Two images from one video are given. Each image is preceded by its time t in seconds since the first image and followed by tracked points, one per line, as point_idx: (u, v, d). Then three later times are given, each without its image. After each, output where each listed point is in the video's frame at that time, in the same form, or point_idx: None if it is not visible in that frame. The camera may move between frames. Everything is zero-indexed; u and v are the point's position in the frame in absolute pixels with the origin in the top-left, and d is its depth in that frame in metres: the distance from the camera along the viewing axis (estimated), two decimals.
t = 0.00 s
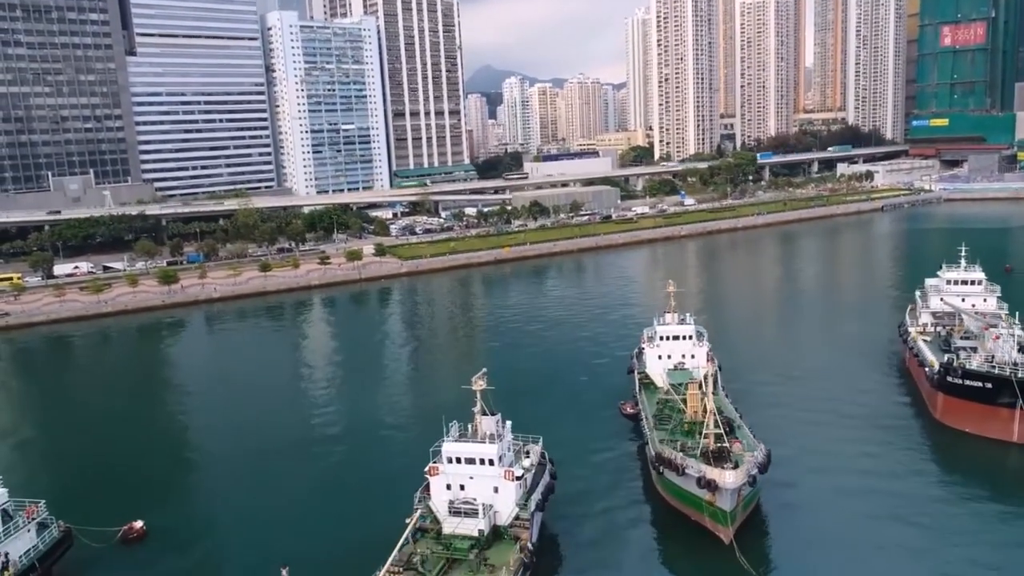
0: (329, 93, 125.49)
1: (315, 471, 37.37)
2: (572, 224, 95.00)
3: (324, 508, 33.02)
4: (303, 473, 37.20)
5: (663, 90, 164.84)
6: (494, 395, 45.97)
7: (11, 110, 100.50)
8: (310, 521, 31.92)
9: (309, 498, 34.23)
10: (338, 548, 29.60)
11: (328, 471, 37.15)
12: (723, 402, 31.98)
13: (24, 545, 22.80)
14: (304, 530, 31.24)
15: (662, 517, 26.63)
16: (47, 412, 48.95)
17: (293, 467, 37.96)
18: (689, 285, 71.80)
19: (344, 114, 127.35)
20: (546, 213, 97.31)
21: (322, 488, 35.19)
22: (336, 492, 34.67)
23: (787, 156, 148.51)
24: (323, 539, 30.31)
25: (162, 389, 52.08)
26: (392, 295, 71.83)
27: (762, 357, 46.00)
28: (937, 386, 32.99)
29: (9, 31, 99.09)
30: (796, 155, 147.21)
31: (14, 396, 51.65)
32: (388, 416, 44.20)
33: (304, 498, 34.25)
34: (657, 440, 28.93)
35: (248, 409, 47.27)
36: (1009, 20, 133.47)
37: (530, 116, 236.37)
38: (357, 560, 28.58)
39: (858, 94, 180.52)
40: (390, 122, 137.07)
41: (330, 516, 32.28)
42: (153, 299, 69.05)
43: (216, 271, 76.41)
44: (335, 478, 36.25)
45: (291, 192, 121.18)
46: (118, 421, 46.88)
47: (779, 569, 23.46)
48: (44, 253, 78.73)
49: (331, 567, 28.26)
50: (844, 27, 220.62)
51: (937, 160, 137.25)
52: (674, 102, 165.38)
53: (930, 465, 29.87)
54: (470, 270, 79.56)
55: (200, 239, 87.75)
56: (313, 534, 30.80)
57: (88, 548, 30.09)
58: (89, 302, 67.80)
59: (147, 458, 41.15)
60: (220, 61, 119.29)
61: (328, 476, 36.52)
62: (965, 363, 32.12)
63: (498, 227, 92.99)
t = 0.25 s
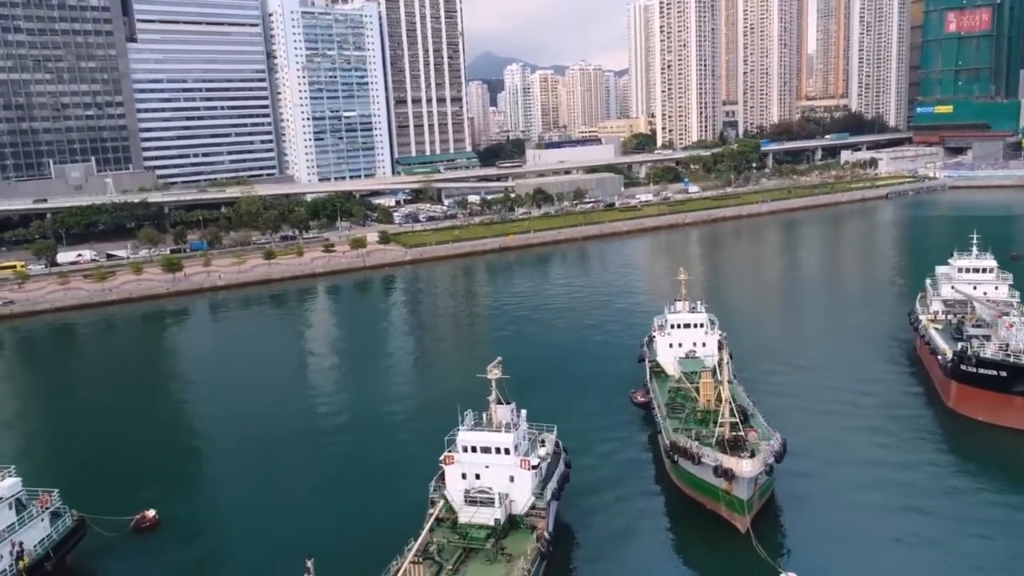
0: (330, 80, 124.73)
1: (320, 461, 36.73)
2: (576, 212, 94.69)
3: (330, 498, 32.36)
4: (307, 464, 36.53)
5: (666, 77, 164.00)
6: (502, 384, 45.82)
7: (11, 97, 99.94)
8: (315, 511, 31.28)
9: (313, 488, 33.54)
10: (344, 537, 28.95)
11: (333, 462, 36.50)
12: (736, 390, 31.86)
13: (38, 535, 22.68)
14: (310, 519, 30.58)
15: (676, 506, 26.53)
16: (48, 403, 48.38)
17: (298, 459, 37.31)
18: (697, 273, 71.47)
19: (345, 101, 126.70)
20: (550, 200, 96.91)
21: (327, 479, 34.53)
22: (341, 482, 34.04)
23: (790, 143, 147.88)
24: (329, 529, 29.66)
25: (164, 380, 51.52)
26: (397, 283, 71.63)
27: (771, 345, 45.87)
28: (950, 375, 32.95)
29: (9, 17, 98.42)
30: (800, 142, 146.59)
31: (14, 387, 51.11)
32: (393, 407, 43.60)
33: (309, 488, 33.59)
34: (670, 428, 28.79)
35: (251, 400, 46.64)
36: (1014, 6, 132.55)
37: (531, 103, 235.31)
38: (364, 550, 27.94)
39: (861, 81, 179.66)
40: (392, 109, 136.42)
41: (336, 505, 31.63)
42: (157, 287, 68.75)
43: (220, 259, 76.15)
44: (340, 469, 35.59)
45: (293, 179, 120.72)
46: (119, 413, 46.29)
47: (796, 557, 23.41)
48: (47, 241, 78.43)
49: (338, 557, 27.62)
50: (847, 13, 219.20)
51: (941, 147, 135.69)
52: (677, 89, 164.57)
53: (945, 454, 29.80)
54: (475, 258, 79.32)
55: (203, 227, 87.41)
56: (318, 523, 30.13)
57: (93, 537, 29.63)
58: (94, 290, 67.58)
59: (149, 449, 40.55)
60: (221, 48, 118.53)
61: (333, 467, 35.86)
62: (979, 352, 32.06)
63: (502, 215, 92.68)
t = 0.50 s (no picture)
0: (332, 64, 123.88)
1: (323, 451, 36.07)
2: (580, 198, 94.36)
3: (333, 487, 31.66)
4: (310, 453, 35.91)
5: (669, 62, 163.12)
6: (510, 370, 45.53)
7: (12, 82, 99.28)
8: (319, 499, 30.63)
9: (315, 478, 32.82)
10: (351, 525, 28.30)
11: (336, 453, 35.82)
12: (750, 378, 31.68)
13: (55, 523, 22.61)
14: (313, 508, 29.90)
15: (694, 494, 26.39)
16: (51, 391, 48.13)
17: (299, 448, 36.63)
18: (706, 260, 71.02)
19: (347, 86, 125.98)
20: (554, 185, 96.56)
21: (330, 468, 33.89)
22: (344, 471, 33.32)
23: (794, 128, 147.29)
24: (335, 517, 29.02)
25: (166, 368, 50.97)
26: (402, 269, 71.42)
27: (782, 331, 45.72)
28: (965, 362, 32.82)
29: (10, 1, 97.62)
30: (804, 128, 146.01)
31: (14, 376, 50.69)
32: (397, 396, 43.03)
33: (310, 478, 32.90)
34: (686, 416, 28.60)
35: (252, 389, 46.15)
36: None
37: (533, 88, 234.26)
38: (372, 538, 27.31)
39: (865, 66, 178.74)
40: (394, 94, 135.70)
41: (339, 494, 30.95)
42: (162, 273, 68.52)
43: (225, 245, 75.89)
44: (343, 458, 34.95)
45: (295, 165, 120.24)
46: (120, 401, 45.78)
47: (816, 545, 23.35)
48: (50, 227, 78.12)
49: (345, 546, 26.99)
50: None
51: (946, 133, 136.79)
52: (681, 74, 163.75)
53: (961, 440, 29.68)
54: (480, 244, 79.09)
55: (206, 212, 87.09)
56: (322, 512, 29.44)
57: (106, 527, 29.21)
58: (99, 277, 67.35)
59: (150, 439, 39.98)
60: (222, 32, 117.67)
61: (335, 457, 35.17)
62: (995, 338, 31.92)
63: (506, 201, 92.34)
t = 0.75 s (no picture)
0: (334, 51, 123.01)
1: (326, 443, 35.54)
2: (584, 185, 94.00)
3: (337, 479, 31.14)
4: (313, 445, 35.38)
5: (672, 49, 162.14)
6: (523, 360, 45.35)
7: (12, 69, 98.70)
8: (324, 491, 30.09)
9: (319, 469, 32.30)
10: (358, 517, 27.82)
11: (339, 441, 35.65)
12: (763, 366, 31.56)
13: (69, 512, 22.50)
14: (317, 500, 29.39)
15: (708, 482, 26.30)
16: (55, 379, 47.99)
17: (301, 440, 36.09)
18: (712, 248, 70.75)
19: (349, 73, 125.21)
20: (559, 173, 96.14)
21: (333, 459, 33.36)
22: (347, 463, 32.79)
23: (797, 115, 146.57)
24: (341, 509, 28.52)
25: (168, 358, 50.50)
26: (406, 257, 71.22)
27: (791, 318, 45.61)
28: (978, 349, 32.76)
29: None
30: (807, 114, 145.31)
31: (16, 365, 50.33)
32: (401, 387, 42.51)
33: (313, 470, 32.36)
34: (699, 404, 28.47)
35: (255, 379, 45.66)
36: None
37: (535, 75, 233.00)
38: (381, 530, 26.82)
39: (868, 52, 177.75)
40: (396, 81, 134.95)
41: (344, 486, 30.43)
42: (166, 261, 68.28)
43: (229, 233, 75.62)
44: (346, 450, 34.42)
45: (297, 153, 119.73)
46: (122, 392, 45.31)
47: (834, 533, 23.27)
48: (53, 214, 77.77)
49: (353, 538, 26.51)
50: None
51: (950, 120, 136.22)
52: (684, 61, 162.86)
53: (974, 429, 29.58)
54: (484, 231, 78.87)
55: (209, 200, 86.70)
56: (327, 504, 28.93)
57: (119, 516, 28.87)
58: (103, 265, 67.11)
59: (153, 430, 39.52)
60: (223, 18, 116.82)
61: (338, 449, 34.63)
62: (1009, 327, 31.84)
63: (510, 188, 91.99)
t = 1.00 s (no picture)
0: (336, 35, 122.12)
1: (329, 433, 34.89)
2: (589, 171, 93.59)
3: (342, 470, 30.51)
4: (316, 435, 34.73)
5: (675, 33, 161.16)
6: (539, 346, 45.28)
7: (13, 54, 97.99)
8: (329, 483, 29.47)
9: (323, 460, 31.65)
10: (368, 510, 27.23)
11: (342, 429, 35.33)
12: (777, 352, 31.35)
13: (86, 500, 22.33)
14: (323, 492, 28.74)
15: (726, 470, 26.17)
16: (59, 366, 47.73)
17: (306, 429, 35.62)
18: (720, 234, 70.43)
19: (351, 58, 124.36)
20: (563, 158, 95.67)
21: (337, 450, 32.71)
22: (352, 454, 32.15)
23: (802, 100, 145.86)
24: (348, 501, 27.91)
25: (170, 347, 49.92)
26: (412, 243, 70.99)
27: (802, 304, 45.50)
28: (994, 336, 32.64)
29: None
30: (811, 100, 144.63)
31: (19, 353, 49.86)
32: (406, 376, 41.87)
33: (316, 461, 31.70)
34: (715, 392, 28.33)
35: (259, 368, 45.05)
36: None
37: (537, 59, 231.83)
38: (393, 523, 26.22)
39: (872, 37, 176.70)
40: (398, 65, 134.18)
41: (350, 477, 29.80)
42: (172, 247, 68.03)
43: (234, 219, 75.35)
44: (350, 440, 33.79)
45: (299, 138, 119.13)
46: (126, 381, 44.78)
47: (856, 522, 23.13)
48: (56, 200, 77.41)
49: (364, 531, 25.94)
50: None
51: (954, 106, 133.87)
52: (687, 46, 161.99)
53: (991, 415, 29.52)
54: (490, 217, 78.63)
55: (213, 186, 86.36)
56: (334, 496, 28.32)
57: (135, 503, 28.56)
58: (108, 251, 66.82)
59: (157, 420, 38.95)
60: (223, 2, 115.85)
61: (343, 440, 33.98)
62: None
63: (515, 174, 91.62)
